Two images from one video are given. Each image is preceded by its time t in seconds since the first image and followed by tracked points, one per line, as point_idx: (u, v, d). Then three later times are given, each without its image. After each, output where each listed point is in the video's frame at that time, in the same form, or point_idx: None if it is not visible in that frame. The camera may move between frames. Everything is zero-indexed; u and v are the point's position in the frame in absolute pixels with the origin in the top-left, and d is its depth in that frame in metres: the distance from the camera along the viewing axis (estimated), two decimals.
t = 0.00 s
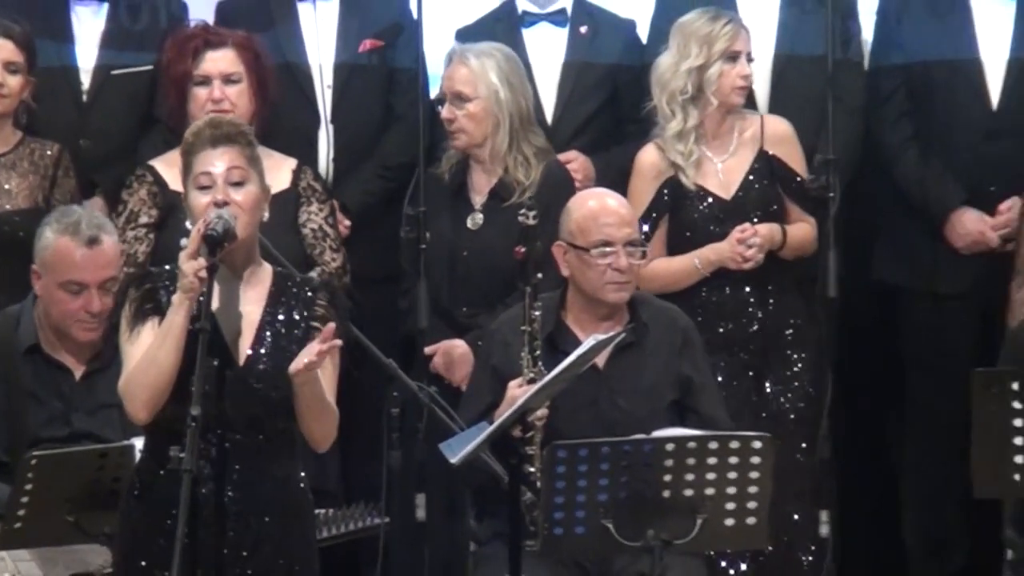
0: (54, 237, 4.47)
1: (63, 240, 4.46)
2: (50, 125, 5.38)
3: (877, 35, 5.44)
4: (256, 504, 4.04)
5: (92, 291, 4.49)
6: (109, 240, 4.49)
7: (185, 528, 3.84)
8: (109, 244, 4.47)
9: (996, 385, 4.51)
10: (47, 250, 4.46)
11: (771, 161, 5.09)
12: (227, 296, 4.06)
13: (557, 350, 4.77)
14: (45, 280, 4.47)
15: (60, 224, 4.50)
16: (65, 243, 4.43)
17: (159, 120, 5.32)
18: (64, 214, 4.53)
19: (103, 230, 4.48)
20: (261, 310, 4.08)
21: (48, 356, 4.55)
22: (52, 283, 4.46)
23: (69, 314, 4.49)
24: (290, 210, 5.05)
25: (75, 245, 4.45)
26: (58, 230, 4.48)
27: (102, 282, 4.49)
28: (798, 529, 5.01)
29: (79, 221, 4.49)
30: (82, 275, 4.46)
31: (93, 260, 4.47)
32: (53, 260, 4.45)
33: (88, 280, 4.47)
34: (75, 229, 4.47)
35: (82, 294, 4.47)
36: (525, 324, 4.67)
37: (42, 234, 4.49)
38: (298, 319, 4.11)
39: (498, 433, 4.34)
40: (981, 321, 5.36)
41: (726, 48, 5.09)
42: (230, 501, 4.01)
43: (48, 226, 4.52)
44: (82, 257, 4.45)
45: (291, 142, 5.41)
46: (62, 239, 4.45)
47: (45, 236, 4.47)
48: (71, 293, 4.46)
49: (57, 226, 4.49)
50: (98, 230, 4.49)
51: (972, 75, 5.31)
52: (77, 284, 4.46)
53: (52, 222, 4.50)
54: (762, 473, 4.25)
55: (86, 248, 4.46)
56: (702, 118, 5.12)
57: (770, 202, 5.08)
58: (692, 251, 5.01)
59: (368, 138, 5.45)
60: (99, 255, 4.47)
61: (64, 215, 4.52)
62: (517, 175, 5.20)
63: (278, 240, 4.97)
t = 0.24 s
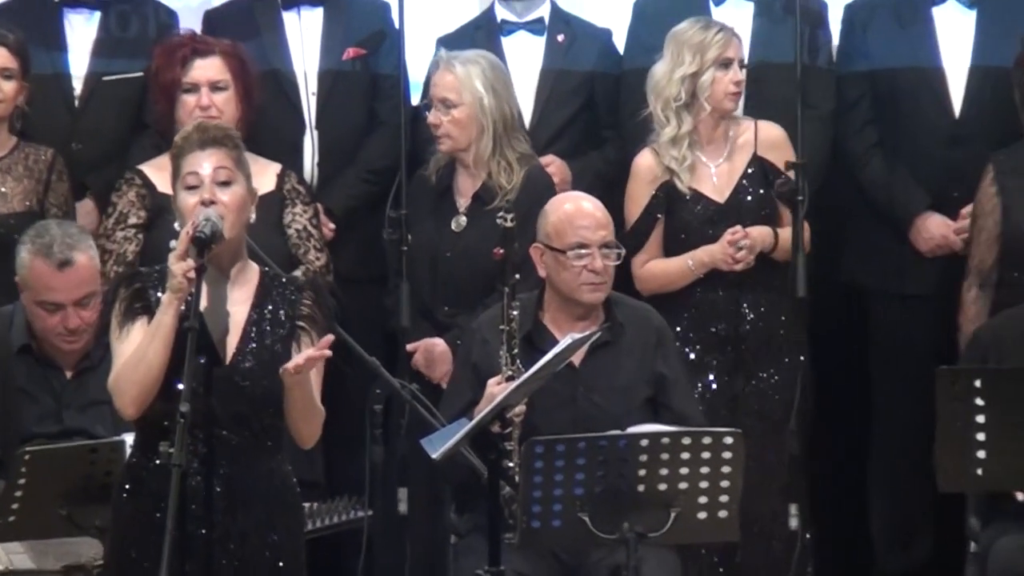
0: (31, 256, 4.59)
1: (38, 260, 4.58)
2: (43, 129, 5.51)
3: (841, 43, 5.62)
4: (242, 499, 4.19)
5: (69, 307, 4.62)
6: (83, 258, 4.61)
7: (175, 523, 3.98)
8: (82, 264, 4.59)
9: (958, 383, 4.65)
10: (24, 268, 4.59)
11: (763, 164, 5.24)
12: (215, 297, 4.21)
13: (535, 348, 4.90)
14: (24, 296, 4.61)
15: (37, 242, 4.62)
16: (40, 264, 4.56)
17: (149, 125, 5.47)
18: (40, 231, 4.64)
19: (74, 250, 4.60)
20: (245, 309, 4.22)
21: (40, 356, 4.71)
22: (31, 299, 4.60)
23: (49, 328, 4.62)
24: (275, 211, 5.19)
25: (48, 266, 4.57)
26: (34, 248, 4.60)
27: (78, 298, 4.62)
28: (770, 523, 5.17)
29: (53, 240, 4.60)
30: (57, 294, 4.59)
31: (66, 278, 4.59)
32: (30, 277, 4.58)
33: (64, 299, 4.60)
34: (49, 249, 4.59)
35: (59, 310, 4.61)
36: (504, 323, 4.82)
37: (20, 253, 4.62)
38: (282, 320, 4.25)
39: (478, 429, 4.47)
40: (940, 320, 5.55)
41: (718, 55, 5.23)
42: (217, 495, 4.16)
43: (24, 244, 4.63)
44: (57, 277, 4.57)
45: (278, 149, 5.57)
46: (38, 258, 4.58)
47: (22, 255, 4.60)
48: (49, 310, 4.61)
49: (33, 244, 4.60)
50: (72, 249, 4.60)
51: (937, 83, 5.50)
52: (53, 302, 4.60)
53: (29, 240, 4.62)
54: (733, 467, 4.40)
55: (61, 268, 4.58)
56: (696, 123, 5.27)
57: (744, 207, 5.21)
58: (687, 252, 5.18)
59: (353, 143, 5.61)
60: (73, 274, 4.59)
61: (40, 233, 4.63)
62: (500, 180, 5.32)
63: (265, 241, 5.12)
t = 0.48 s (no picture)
0: (31, 255, 4.73)
1: (38, 258, 4.71)
2: (43, 134, 5.65)
3: (817, 49, 5.77)
4: (235, 492, 4.33)
5: (69, 304, 4.74)
6: (82, 255, 4.74)
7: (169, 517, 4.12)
8: (81, 260, 4.72)
9: (931, 379, 4.77)
10: (24, 267, 4.72)
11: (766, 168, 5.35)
12: (210, 296, 4.34)
13: (520, 346, 5.04)
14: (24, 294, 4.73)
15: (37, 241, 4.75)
16: (39, 261, 4.69)
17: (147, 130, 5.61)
18: (40, 230, 4.79)
19: (74, 247, 4.73)
20: (240, 306, 4.35)
21: (40, 353, 4.80)
22: (30, 297, 4.72)
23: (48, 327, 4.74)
24: (266, 212, 5.34)
25: (48, 263, 4.70)
26: (34, 246, 4.74)
27: (76, 296, 4.74)
28: (750, 517, 5.30)
29: (53, 238, 4.74)
30: (56, 291, 4.71)
31: (65, 275, 4.72)
32: (30, 275, 4.71)
33: (63, 295, 4.72)
34: (49, 246, 4.72)
35: (59, 307, 4.73)
36: (489, 321, 4.97)
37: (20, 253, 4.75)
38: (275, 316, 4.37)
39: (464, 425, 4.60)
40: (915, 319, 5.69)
41: (728, 60, 5.35)
42: (211, 488, 4.30)
43: (25, 243, 4.77)
44: (56, 273, 4.70)
45: (270, 153, 5.71)
46: (38, 255, 4.71)
47: (22, 254, 4.73)
48: (49, 307, 4.72)
49: (33, 243, 4.74)
50: (71, 246, 4.74)
51: (913, 90, 5.65)
52: (53, 299, 4.72)
53: (29, 238, 4.77)
54: (713, 463, 4.50)
55: (61, 265, 4.72)
56: (705, 127, 5.38)
57: (727, 212, 5.32)
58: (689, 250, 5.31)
59: (342, 147, 5.75)
60: (73, 270, 4.72)
61: (39, 232, 4.78)
62: (490, 183, 5.43)
63: (257, 242, 5.25)
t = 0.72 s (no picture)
0: (49, 251, 4.90)
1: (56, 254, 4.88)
2: (49, 135, 5.77)
3: (801, 54, 5.90)
4: (234, 484, 4.47)
5: (86, 299, 4.92)
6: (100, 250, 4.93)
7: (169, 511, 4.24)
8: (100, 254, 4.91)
9: (909, 376, 4.89)
10: (42, 263, 4.88)
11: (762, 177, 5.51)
12: (211, 296, 4.49)
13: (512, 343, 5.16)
14: (41, 289, 4.89)
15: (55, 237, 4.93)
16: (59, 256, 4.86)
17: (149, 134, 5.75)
18: (58, 227, 4.96)
19: (91, 242, 4.91)
20: (241, 305, 4.49)
21: (47, 348, 4.95)
22: (49, 292, 4.89)
23: (65, 320, 4.92)
24: (263, 213, 5.48)
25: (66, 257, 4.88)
26: (52, 243, 4.91)
27: (93, 289, 4.92)
28: (736, 511, 5.43)
29: (71, 235, 4.92)
30: (74, 285, 4.89)
31: (82, 268, 4.90)
32: (49, 271, 4.88)
33: (81, 290, 4.90)
34: (67, 242, 4.90)
35: (76, 302, 4.91)
36: (480, 320, 5.14)
37: (37, 249, 4.91)
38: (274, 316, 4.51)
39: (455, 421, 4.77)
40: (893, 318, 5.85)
41: (735, 66, 5.49)
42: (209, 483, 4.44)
43: (42, 240, 4.94)
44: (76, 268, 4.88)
45: (263, 153, 5.80)
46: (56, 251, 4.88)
47: (40, 249, 4.90)
48: (66, 301, 4.90)
49: (51, 239, 4.91)
50: (89, 242, 4.92)
51: (892, 95, 5.83)
52: (71, 293, 4.89)
53: (47, 235, 4.94)
54: (699, 456, 4.61)
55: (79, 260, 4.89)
56: (711, 129, 5.54)
57: (717, 216, 5.47)
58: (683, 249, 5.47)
59: (337, 151, 5.89)
60: (91, 265, 4.90)
61: (57, 229, 4.95)
62: (488, 184, 5.58)
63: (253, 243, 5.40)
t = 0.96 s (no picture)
0: (64, 248, 5.03)
1: (71, 250, 5.01)
2: (56, 140, 5.93)
3: (788, 62, 6.06)
4: (237, 479, 4.62)
5: (96, 297, 5.06)
6: (115, 250, 5.08)
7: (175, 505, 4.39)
8: (115, 254, 5.06)
9: (892, 374, 5.02)
10: (57, 258, 5.01)
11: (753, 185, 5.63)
12: (212, 297, 4.62)
13: (505, 343, 5.31)
14: (54, 284, 5.02)
15: (69, 235, 5.05)
16: (75, 252, 5.00)
17: (154, 140, 5.88)
18: (73, 226, 5.08)
19: (106, 242, 5.06)
20: (242, 307, 4.64)
21: (55, 347, 5.11)
22: (61, 287, 5.02)
23: (75, 316, 5.05)
24: (264, 215, 5.62)
25: (81, 254, 5.01)
26: (68, 240, 5.03)
27: (104, 287, 5.06)
28: (724, 506, 5.57)
29: (87, 233, 5.05)
30: (87, 283, 5.03)
31: (96, 267, 5.03)
32: (63, 266, 5.00)
33: (93, 287, 5.04)
34: (83, 241, 5.04)
35: (87, 299, 5.04)
36: (476, 320, 5.24)
37: (53, 245, 5.03)
38: (276, 317, 4.66)
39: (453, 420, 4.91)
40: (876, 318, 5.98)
41: (730, 73, 5.64)
42: (213, 478, 4.58)
43: (56, 237, 5.06)
44: (90, 265, 5.02)
45: (264, 157, 5.97)
46: (72, 248, 5.02)
47: (56, 246, 5.03)
48: (77, 297, 5.03)
49: (66, 237, 5.04)
50: (105, 242, 5.07)
51: (877, 102, 5.96)
52: (83, 290, 5.03)
53: (62, 233, 5.06)
54: (689, 453, 4.75)
55: (94, 258, 5.04)
56: (703, 133, 5.67)
57: (703, 217, 5.61)
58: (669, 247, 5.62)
59: (337, 156, 6.03)
60: (104, 264, 5.05)
61: (72, 228, 5.08)
62: (492, 189, 5.70)
63: (253, 247, 5.55)
